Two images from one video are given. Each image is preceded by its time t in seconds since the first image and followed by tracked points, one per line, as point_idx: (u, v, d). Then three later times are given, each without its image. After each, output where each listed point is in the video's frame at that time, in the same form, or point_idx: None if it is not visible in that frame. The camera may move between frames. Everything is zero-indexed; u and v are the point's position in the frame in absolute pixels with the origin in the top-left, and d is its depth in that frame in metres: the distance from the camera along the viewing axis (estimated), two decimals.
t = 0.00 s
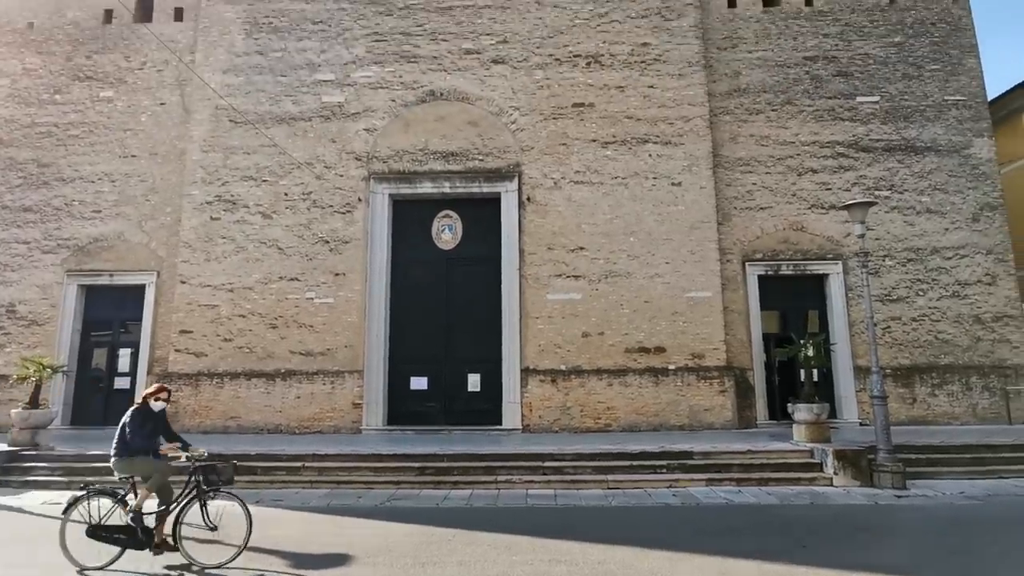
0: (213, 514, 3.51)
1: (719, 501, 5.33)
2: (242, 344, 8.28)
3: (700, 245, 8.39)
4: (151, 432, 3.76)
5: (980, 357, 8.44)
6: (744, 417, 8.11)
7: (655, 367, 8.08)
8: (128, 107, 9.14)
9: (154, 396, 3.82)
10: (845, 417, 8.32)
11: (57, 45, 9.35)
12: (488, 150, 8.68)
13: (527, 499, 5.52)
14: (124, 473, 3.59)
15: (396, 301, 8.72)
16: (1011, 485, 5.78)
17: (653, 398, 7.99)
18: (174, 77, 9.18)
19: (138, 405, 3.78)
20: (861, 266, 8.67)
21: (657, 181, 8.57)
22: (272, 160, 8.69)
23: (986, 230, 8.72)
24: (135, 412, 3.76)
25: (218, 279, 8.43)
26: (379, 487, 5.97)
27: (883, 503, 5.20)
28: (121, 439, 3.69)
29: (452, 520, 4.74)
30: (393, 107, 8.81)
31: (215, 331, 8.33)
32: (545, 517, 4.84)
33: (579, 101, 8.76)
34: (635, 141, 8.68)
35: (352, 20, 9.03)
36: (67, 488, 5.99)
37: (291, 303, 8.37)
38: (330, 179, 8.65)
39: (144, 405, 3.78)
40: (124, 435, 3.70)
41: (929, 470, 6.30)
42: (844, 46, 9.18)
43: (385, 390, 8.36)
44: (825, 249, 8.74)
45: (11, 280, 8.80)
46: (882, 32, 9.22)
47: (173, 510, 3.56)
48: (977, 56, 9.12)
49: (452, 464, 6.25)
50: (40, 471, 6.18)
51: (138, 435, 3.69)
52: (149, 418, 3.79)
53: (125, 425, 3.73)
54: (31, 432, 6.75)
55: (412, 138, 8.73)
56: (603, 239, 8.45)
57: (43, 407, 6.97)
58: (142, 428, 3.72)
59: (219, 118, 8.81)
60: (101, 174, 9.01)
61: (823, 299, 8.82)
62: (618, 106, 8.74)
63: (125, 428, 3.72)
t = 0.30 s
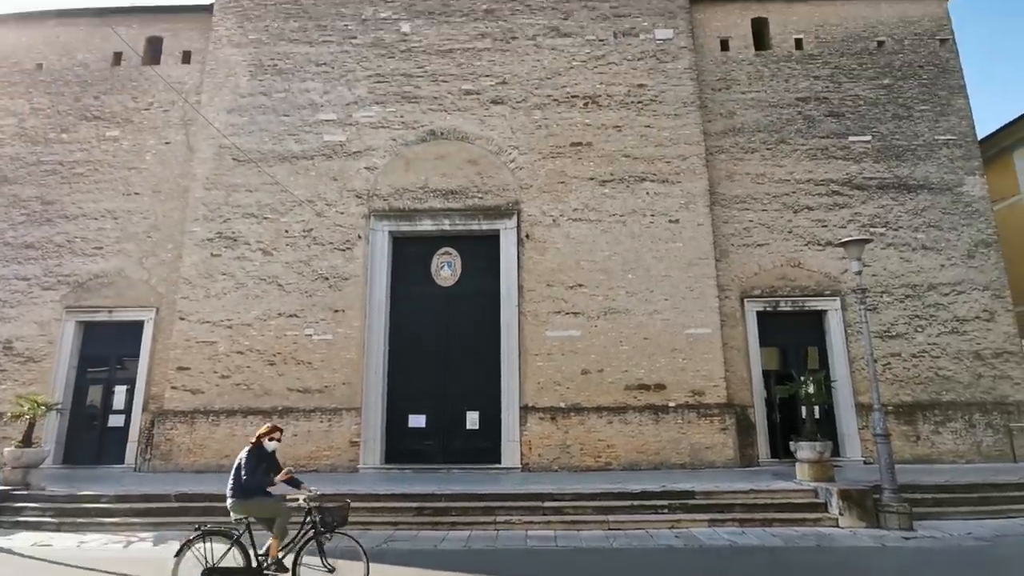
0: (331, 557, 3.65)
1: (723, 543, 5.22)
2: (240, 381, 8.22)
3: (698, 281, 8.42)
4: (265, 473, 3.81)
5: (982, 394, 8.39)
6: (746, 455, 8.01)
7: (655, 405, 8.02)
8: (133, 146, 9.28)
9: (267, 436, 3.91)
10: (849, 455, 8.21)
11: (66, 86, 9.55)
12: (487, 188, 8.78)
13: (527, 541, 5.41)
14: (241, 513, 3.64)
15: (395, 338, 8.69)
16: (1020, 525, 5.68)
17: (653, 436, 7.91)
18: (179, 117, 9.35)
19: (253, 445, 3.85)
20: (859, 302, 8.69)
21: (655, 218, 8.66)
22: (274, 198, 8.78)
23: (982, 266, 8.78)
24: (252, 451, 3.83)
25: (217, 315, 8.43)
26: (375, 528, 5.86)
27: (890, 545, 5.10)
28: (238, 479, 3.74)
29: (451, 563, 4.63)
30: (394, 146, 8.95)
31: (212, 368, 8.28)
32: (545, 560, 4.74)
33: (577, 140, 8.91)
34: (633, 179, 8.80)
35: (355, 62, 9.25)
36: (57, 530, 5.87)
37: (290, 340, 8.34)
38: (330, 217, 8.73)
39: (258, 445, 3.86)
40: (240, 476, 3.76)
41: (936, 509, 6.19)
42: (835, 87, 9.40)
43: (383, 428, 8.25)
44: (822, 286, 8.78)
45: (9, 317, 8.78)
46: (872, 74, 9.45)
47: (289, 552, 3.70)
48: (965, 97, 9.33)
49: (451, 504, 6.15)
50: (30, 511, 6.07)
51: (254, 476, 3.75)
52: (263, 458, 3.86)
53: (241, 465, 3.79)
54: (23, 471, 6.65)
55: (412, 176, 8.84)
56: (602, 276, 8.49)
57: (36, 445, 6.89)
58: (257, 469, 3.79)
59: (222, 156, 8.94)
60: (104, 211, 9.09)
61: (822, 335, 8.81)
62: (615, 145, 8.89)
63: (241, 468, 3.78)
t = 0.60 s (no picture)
0: None
1: None
2: (238, 419, 8.14)
3: (698, 318, 8.43)
4: (384, 514, 4.00)
5: (988, 431, 8.31)
6: (750, 494, 7.89)
7: (657, 443, 7.93)
8: (139, 184, 9.40)
9: (385, 474, 4.05)
10: (855, 495, 8.08)
11: (76, 126, 9.73)
12: (488, 226, 8.86)
13: None
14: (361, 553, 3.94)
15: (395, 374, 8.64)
16: None
17: (655, 475, 7.80)
18: (185, 155, 9.50)
19: (373, 484, 4.03)
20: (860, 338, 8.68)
21: (654, 255, 8.72)
22: (277, 235, 8.85)
23: (981, 302, 8.79)
24: (372, 491, 4.02)
25: (216, 351, 8.40)
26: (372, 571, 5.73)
27: None
28: (361, 519, 3.98)
29: None
30: (396, 184, 9.07)
31: (210, 405, 8.21)
32: None
33: (577, 179, 9.04)
34: (632, 217, 8.89)
35: (359, 103, 9.45)
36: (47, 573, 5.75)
37: (289, 376, 8.30)
38: (332, 254, 8.79)
39: (377, 484, 4.02)
40: (363, 516, 4.00)
41: (947, 551, 6.04)
42: (829, 127, 9.58)
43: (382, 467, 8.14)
44: (823, 321, 8.78)
45: (8, 353, 8.75)
46: (865, 113, 9.64)
47: None
48: (957, 136, 9.51)
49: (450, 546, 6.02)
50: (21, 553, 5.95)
51: (375, 519, 3.96)
52: (384, 497, 4.04)
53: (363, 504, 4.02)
54: (15, 511, 6.55)
55: (413, 214, 8.93)
56: (602, 313, 8.50)
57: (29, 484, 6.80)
58: (377, 511, 3.97)
59: (226, 194, 9.04)
60: (108, 248, 9.15)
61: (824, 371, 8.76)
62: (615, 183, 9.01)
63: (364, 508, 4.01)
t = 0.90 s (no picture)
0: None
1: None
2: (232, 453, 8.00)
3: (699, 350, 8.37)
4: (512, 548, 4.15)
5: (995, 465, 8.18)
6: (755, 531, 7.72)
7: (659, 478, 7.79)
8: (140, 216, 9.44)
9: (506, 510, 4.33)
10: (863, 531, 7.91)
11: (79, 159, 9.82)
12: (487, 258, 8.87)
13: None
14: None
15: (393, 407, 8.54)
16: None
17: (658, 510, 7.65)
18: (187, 188, 9.55)
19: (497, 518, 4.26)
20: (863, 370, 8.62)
21: (654, 287, 8.70)
22: (276, 267, 8.85)
23: (983, 334, 8.76)
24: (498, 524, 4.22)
25: (213, 384, 8.31)
26: None
27: None
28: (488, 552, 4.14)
29: None
30: (396, 216, 9.11)
31: (205, 439, 8.08)
32: None
33: (576, 211, 9.08)
34: (632, 248, 8.90)
35: (360, 136, 9.55)
36: None
37: (286, 410, 8.19)
38: (331, 285, 8.77)
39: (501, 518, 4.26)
40: (490, 548, 4.16)
41: None
42: (826, 160, 9.68)
43: (379, 502, 7.97)
44: (825, 353, 8.73)
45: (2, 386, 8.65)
46: (860, 147, 9.76)
47: None
48: (952, 169, 9.61)
49: None
50: None
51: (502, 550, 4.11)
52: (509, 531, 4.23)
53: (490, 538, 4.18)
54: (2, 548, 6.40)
55: (413, 246, 8.95)
56: (602, 345, 8.45)
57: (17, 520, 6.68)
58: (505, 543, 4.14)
59: (227, 226, 9.07)
60: (106, 280, 9.13)
61: (828, 404, 8.67)
62: (614, 216, 9.05)
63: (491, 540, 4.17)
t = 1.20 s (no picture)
0: None
1: None
2: (229, 481, 7.92)
3: (699, 376, 8.35)
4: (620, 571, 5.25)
5: (1000, 492, 8.10)
6: (758, 560, 7.60)
7: (660, 505, 7.71)
8: (141, 242, 9.49)
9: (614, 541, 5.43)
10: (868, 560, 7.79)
11: (82, 186, 9.90)
12: (487, 284, 8.89)
13: None
14: None
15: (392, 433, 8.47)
16: None
17: (659, 539, 7.55)
18: (188, 214, 9.62)
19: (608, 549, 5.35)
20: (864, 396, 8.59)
21: (653, 312, 8.72)
22: (276, 293, 8.86)
23: (984, 358, 8.75)
24: (608, 554, 5.31)
25: (210, 411, 8.25)
26: None
27: None
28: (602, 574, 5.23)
29: None
30: (395, 243, 9.15)
31: (201, 466, 8.00)
32: None
33: (575, 237, 9.13)
34: (631, 274, 8.93)
35: (360, 163, 9.65)
36: None
37: (283, 436, 8.12)
38: (330, 311, 8.77)
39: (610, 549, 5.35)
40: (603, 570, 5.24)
41: None
42: (822, 186, 9.77)
43: (376, 531, 7.86)
44: (825, 379, 8.71)
45: None
46: (855, 173, 9.86)
47: None
48: (947, 195, 9.70)
49: None
50: None
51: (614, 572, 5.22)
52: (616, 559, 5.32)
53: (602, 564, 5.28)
54: None
55: (413, 272, 8.98)
56: (602, 370, 8.42)
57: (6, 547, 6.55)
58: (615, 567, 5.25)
59: (227, 252, 9.11)
60: (106, 305, 9.14)
61: (830, 430, 8.62)
62: (613, 241, 9.10)
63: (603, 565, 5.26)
